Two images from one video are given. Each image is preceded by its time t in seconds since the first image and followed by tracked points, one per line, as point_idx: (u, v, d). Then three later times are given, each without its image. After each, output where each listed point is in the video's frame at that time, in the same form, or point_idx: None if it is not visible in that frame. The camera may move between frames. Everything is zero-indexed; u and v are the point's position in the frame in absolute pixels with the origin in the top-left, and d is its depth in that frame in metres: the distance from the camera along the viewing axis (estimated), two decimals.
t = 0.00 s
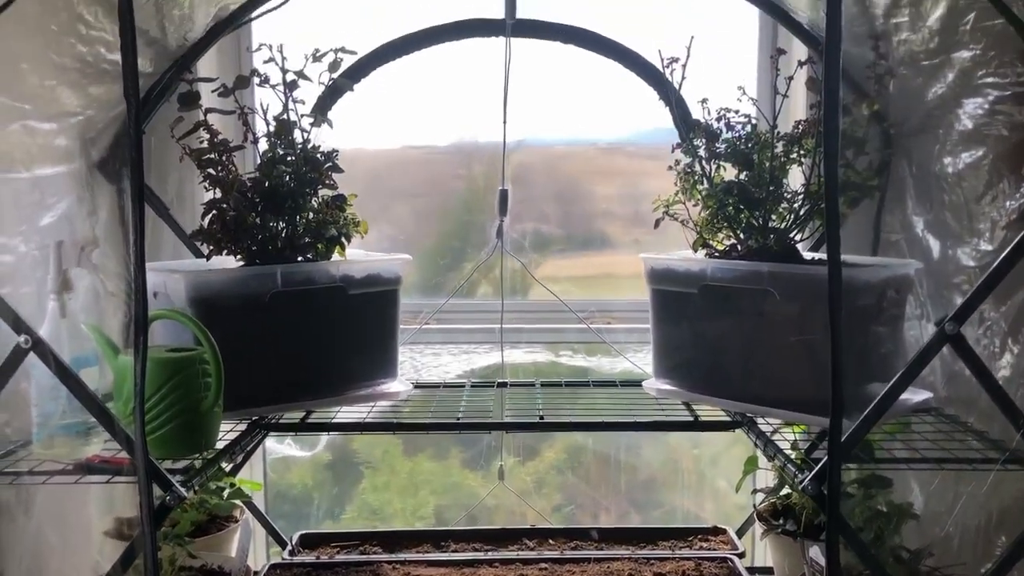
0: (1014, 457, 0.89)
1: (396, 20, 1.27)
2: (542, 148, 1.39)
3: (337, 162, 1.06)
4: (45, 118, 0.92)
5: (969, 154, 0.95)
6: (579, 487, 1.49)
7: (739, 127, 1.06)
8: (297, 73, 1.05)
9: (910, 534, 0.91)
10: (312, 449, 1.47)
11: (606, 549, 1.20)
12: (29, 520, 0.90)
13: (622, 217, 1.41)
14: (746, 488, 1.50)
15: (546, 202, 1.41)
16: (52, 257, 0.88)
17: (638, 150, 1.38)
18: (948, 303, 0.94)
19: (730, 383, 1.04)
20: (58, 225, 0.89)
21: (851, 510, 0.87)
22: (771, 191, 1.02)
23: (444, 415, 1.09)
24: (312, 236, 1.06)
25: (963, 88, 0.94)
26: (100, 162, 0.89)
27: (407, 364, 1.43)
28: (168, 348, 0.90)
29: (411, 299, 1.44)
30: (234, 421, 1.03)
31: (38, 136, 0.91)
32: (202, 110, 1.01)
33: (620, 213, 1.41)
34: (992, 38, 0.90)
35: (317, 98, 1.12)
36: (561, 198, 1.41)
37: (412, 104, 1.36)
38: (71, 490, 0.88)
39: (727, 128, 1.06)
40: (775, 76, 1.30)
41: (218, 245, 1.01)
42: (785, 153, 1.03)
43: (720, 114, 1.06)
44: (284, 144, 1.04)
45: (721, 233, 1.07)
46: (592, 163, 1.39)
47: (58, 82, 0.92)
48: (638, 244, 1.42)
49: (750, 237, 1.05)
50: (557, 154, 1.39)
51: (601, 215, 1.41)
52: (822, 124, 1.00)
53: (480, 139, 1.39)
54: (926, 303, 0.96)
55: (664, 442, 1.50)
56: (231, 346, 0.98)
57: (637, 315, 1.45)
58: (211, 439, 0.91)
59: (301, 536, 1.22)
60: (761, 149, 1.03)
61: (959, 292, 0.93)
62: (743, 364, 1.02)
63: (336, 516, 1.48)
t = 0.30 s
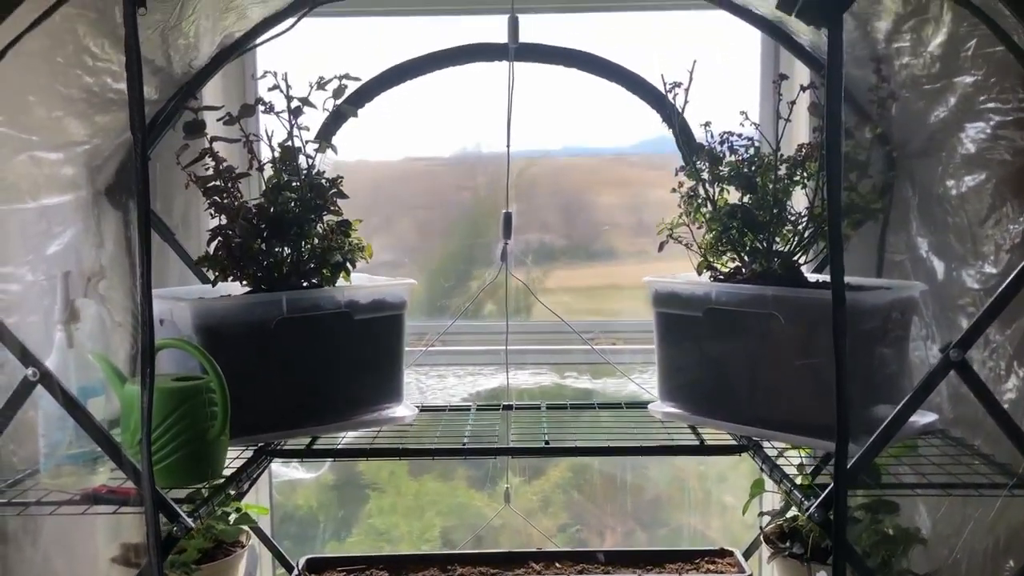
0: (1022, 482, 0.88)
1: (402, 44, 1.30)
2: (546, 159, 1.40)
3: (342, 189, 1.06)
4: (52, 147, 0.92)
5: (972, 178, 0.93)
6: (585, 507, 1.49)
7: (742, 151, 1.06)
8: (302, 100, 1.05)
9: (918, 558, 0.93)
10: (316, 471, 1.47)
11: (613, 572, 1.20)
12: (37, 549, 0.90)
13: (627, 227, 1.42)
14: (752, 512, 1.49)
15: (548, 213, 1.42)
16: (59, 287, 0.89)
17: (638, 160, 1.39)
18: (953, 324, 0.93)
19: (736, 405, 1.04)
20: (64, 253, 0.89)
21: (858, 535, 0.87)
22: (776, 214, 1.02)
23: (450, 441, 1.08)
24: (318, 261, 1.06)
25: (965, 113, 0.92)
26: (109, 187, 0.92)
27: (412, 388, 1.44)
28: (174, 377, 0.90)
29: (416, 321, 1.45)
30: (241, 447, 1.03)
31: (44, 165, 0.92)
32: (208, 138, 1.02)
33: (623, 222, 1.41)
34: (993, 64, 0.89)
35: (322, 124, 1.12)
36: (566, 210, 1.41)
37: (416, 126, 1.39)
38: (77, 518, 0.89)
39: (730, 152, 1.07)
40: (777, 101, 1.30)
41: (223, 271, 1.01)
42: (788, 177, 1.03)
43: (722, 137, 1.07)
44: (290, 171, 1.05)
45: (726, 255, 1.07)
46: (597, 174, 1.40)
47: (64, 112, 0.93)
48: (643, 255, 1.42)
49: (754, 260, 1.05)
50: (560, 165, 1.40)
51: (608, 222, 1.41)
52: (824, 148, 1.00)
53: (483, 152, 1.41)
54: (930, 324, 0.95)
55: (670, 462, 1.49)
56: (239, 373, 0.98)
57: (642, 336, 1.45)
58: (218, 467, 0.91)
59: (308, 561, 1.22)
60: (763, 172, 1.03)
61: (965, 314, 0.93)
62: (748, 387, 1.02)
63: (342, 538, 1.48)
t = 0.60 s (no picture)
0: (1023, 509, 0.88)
1: (403, 65, 1.31)
2: (546, 169, 1.41)
3: (342, 213, 1.06)
4: (52, 175, 0.92)
5: (970, 202, 0.93)
6: (585, 526, 1.49)
7: (740, 174, 1.07)
8: (302, 124, 1.06)
9: None
10: (316, 492, 1.47)
11: None
12: None
13: (627, 240, 1.42)
14: (753, 533, 1.49)
15: (548, 223, 1.42)
16: (60, 313, 0.89)
17: (635, 169, 1.41)
18: (952, 347, 0.95)
19: (736, 428, 1.04)
20: (66, 278, 0.90)
21: (860, 560, 0.87)
22: (774, 237, 1.03)
23: (449, 465, 1.08)
24: (318, 285, 1.06)
25: (963, 137, 0.93)
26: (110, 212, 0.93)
27: (414, 407, 1.43)
28: (174, 405, 0.91)
29: (416, 341, 1.45)
30: (241, 472, 1.04)
31: (46, 192, 0.92)
32: (209, 164, 1.02)
33: (623, 232, 1.42)
34: (991, 91, 0.89)
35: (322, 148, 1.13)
36: (565, 222, 1.42)
37: (416, 149, 1.41)
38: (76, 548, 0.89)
39: (728, 176, 1.07)
40: (775, 124, 1.31)
41: (223, 295, 1.01)
42: (786, 201, 1.04)
43: (721, 161, 1.08)
44: (291, 196, 1.05)
45: (725, 277, 1.08)
46: (597, 185, 1.41)
47: (65, 139, 0.93)
48: (643, 264, 1.42)
49: (753, 283, 1.05)
50: (560, 176, 1.41)
51: (606, 236, 1.42)
52: (822, 171, 1.01)
53: (480, 162, 1.41)
54: (930, 345, 0.96)
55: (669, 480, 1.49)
56: (239, 398, 0.98)
57: (641, 356, 1.45)
58: (218, 493, 0.91)
59: None
60: (761, 195, 1.04)
61: (965, 339, 0.94)
62: (749, 410, 1.02)
63: (342, 558, 1.48)
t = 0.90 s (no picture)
0: None
1: (404, 83, 1.32)
2: (546, 175, 1.42)
3: (342, 234, 1.06)
4: (54, 198, 0.92)
5: (969, 226, 0.93)
6: (585, 543, 1.49)
7: (739, 196, 1.07)
8: (303, 145, 1.06)
9: None
10: (315, 509, 1.47)
11: None
12: None
13: (623, 242, 1.43)
14: (751, 553, 1.50)
15: (547, 225, 1.43)
16: (60, 334, 0.90)
17: (636, 175, 1.40)
18: (951, 368, 0.95)
19: (736, 450, 1.04)
20: (67, 298, 0.91)
21: None
22: (773, 260, 1.03)
23: (450, 485, 1.09)
24: (318, 305, 1.06)
25: (962, 163, 0.92)
26: (111, 231, 0.96)
27: (413, 425, 1.42)
28: (174, 428, 0.91)
29: (416, 358, 1.45)
30: (242, 493, 1.04)
31: (48, 216, 0.92)
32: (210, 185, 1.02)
33: (622, 237, 1.43)
34: (990, 118, 0.88)
35: (322, 167, 1.13)
36: (565, 226, 1.43)
37: (416, 165, 1.42)
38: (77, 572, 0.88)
39: (727, 198, 1.08)
40: (775, 150, 1.31)
41: (224, 315, 1.02)
42: (784, 222, 1.04)
43: (720, 182, 1.08)
44: (292, 217, 1.05)
45: (725, 298, 1.08)
46: (595, 187, 1.41)
47: (67, 161, 0.93)
48: (641, 269, 1.43)
49: (752, 305, 1.06)
50: (560, 180, 1.42)
51: (603, 238, 1.43)
52: (822, 193, 1.01)
53: (479, 167, 1.42)
54: (930, 366, 0.97)
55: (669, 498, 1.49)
56: (240, 419, 0.98)
57: (641, 374, 1.45)
58: (218, 516, 0.91)
59: None
60: (761, 217, 1.04)
61: (964, 362, 0.94)
62: (748, 432, 1.02)
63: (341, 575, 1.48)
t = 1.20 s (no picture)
0: None
1: (409, 96, 1.32)
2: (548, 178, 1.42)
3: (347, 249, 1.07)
4: (61, 214, 0.92)
5: (975, 244, 0.93)
6: (588, 556, 1.49)
7: (744, 213, 1.07)
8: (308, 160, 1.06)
9: None
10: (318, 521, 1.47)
11: None
12: None
13: (625, 247, 1.43)
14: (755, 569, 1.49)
15: (548, 233, 1.43)
16: (66, 352, 0.90)
17: (638, 180, 1.41)
18: (955, 386, 0.95)
19: (741, 467, 1.03)
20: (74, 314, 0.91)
21: None
22: (778, 276, 1.03)
23: (454, 503, 1.09)
24: (323, 321, 1.06)
25: (967, 182, 0.93)
26: (115, 245, 0.94)
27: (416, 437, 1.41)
28: (179, 447, 0.91)
29: (420, 372, 1.45)
30: (246, 509, 1.04)
31: (54, 232, 0.92)
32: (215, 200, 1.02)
33: (624, 243, 1.43)
34: (996, 139, 0.89)
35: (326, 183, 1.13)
36: (568, 233, 1.43)
37: (419, 175, 1.42)
38: None
39: (732, 214, 1.08)
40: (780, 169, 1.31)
41: (229, 331, 1.02)
42: (790, 238, 1.04)
43: (725, 199, 1.08)
44: (297, 232, 1.06)
45: (729, 314, 1.08)
46: (596, 195, 1.42)
47: (73, 178, 0.93)
48: (643, 273, 1.43)
49: (758, 322, 1.05)
50: (560, 185, 1.42)
51: (605, 243, 1.43)
52: (827, 210, 1.01)
53: (483, 172, 1.42)
54: (934, 387, 0.96)
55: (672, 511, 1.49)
56: (244, 436, 0.98)
57: (645, 388, 1.45)
58: (222, 535, 0.91)
59: None
60: (766, 232, 1.04)
61: (968, 379, 0.94)
62: (754, 449, 1.02)
63: None
